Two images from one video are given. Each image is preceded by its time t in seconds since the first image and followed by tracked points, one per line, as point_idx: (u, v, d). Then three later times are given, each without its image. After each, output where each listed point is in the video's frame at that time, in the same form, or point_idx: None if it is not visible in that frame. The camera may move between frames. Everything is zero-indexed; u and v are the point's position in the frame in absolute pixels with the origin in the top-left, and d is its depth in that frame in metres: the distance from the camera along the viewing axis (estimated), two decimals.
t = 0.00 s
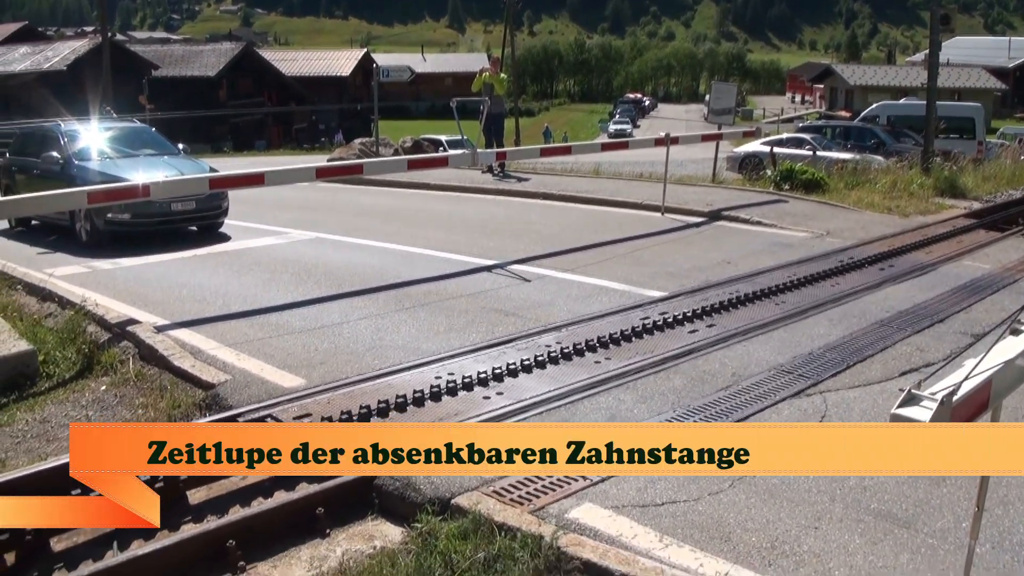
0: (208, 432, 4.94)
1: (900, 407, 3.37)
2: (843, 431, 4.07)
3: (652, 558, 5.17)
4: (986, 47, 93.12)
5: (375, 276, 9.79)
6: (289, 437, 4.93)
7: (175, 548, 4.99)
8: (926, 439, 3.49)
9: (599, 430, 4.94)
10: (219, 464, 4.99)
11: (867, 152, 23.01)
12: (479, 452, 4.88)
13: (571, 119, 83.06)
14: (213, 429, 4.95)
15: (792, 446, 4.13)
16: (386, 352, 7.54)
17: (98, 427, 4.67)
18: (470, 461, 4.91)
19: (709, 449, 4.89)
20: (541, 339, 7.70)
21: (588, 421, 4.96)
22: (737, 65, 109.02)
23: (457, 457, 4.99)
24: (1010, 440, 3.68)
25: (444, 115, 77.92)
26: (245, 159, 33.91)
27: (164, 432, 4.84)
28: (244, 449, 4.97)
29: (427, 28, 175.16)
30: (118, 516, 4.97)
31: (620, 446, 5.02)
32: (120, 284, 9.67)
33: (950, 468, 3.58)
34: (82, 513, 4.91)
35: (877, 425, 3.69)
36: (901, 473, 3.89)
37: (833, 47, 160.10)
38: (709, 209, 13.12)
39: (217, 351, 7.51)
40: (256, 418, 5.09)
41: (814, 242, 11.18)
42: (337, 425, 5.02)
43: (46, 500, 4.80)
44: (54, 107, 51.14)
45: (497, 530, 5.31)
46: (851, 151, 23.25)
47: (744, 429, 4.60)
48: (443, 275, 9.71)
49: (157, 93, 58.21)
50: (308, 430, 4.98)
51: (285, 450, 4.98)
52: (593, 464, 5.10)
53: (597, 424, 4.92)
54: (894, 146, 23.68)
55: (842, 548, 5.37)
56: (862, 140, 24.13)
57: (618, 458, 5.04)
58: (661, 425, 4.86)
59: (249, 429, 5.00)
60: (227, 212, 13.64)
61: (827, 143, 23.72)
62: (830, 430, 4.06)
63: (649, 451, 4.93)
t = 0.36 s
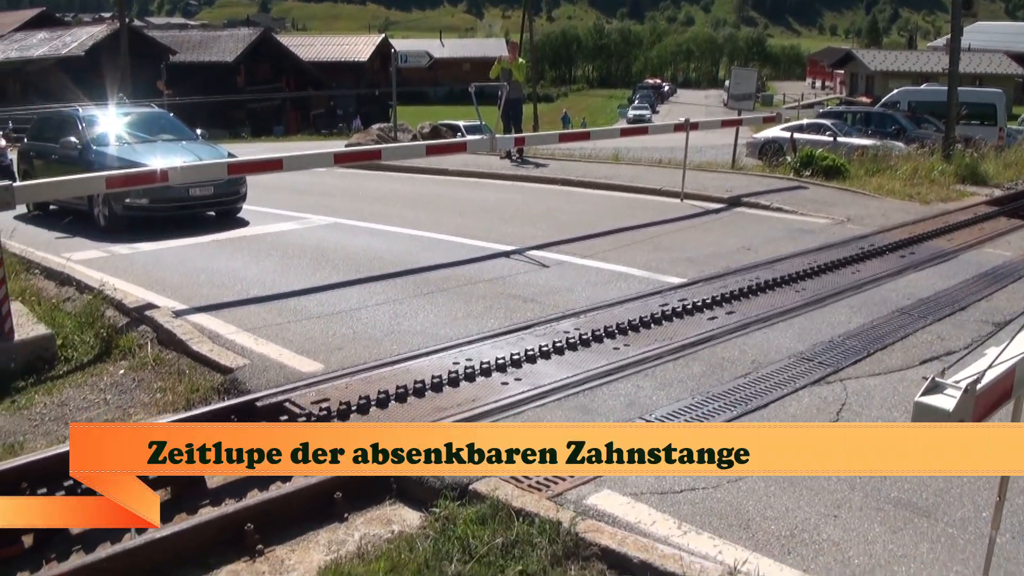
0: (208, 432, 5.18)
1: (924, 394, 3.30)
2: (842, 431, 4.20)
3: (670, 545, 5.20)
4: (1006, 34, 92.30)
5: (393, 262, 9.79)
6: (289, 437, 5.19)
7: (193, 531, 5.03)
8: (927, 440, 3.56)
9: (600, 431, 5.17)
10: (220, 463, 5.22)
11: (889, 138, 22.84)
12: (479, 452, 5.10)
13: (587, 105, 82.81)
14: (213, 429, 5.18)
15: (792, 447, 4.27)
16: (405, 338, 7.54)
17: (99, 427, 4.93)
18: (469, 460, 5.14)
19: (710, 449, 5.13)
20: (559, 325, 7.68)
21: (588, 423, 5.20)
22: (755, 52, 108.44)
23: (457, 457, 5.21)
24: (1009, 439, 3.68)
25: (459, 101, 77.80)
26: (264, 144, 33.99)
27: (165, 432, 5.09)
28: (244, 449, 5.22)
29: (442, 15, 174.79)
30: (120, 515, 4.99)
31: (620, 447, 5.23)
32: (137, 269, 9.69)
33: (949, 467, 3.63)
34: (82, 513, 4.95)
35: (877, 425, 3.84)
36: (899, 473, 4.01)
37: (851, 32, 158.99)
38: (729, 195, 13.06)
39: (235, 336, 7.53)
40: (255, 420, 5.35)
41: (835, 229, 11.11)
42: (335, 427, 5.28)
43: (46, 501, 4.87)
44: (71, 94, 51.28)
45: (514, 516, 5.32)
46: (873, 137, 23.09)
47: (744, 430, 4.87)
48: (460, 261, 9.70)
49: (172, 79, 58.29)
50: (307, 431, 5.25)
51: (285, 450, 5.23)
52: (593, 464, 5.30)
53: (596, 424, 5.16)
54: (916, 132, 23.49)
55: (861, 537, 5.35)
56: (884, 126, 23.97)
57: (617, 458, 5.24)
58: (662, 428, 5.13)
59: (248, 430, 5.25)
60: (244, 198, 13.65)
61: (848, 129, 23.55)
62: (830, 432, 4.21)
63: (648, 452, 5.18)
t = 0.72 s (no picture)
0: (208, 432, 5.39)
1: (950, 386, 3.22)
2: (840, 434, 4.97)
3: (688, 535, 5.12)
4: None
5: (411, 245, 9.71)
6: (289, 436, 5.40)
7: (205, 514, 4.98)
8: (928, 441, 3.93)
9: (600, 431, 5.63)
10: (220, 464, 5.38)
11: (915, 125, 22.57)
12: (477, 452, 5.45)
13: (606, 88, 82.34)
14: (213, 430, 5.41)
15: (792, 446, 4.98)
16: (422, 322, 7.47)
17: (99, 429, 5.27)
18: (468, 459, 5.46)
19: (710, 449, 5.69)
20: (578, 311, 7.60)
21: (589, 427, 5.74)
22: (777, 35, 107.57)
23: (457, 458, 5.49)
24: (1011, 440, 3.84)
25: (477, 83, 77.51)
26: (283, 125, 33.84)
27: (165, 433, 5.37)
28: (244, 448, 5.40)
29: None
30: (119, 516, 4.85)
31: (621, 448, 5.65)
32: (151, 250, 9.64)
33: (951, 467, 3.88)
34: (82, 513, 4.89)
35: (879, 429, 4.42)
36: (891, 474, 4.69)
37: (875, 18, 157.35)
38: (751, 181, 12.91)
39: (250, 318, 7.47)
40: (257, 423, 5.56)
41: (859, 216, 10.95)
42: (335, 430, 5.61)
43: (47, 501, 4.87)
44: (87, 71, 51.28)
45: (530, 503, 5.23)
46: (899, 124, 22.82)
47: (743, 432, 5.63)
48: (478, 245, 9.63)
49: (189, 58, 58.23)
50: (308, 431, 5.51)
51: (285, 449, 5.40)
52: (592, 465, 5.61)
53: (599, 424, 5.69)
54: (943, 118, 23.19)
55: (882, 531, 5.26)
56: (910, 112, 23.70)
57: (617, 458, 5.64)
58: (666, 428, 5.69)
59: (249, 432, 5.47)
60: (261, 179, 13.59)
61: (874, 115, 23.26)
62: (831, 434, 4.98)
63: (648, 452, 5.65)
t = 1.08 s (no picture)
0: (208, 432, 5.27)
1: (973, 379, 3.14)
2: (835, 436, 5.33)
3: (704, 528, 5.05)
4: None
5: (424, 233, 9.62)
6: (289, 436, 5.26)
7: (215, 503, 4.94)
8: (930, 443, 4.46)
9: (599, 431, 5.50)
10: (220, 464, 5.25)
11: (936, 113, 22.35)
12: (479, 452, 5.36)
13: (620, 75, 81.96)
14: (213, 429, 5.27)
15: (793, 446, 5.24)
16: (434, 311, 7.39)
17: (100, 430, 5.25)
18: (468, 459, 5.37)
19: (710, 449, 5.61)
20: (592, 300, 7.51)
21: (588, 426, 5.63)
22: (792, 22, 106.91)
23: (457, 459, 5.41)
24: (1007, 442, 4.28)
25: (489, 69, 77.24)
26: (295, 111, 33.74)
27: (165, 433, 5.26)
28: (244, 448, 5.27)
29: None
30: (119, 516, 4.71)
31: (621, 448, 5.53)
32: (161, 237, 9.57)
33: (950, 467, 4.36)
34: (82, 513, 4.77)
35: (883, 431, 4.92)
36: (891, 472, 5.18)
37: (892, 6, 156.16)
38: (769, 169, 12.79)
39: (261, 306, 7.41)
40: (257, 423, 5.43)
41: (879, 206, 10.83)
42: (334, 430, 5.45)
43: (47, 501, 4.79)
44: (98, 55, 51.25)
45: (543, 495, 5.16)
46: (920, 112, 22.61)
47: (742, 432, 5.58)
48: (493, 233, 9.54)
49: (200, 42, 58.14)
50: (308, 431, 5.37)
51: (285, 448, 5.25)
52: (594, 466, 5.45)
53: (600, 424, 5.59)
54: (965, 107, 22.95)
55: (901, 526, 5.18)
56: (931, 100, 23.50)
57: (617, 459, 5.50)
58: (665, 428, 5.62)
59: (249, 432, 5.34)
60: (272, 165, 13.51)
61: (895, 103, 23.05)
62: (831, 436, 5.34)
63: (649, 452, 5.54)
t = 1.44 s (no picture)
0: (208, 432, 5.11)
1: (1000, 370, 3.04)
2: (837, 437, 5.24)
3: (723, 521, 4.97)
4: None
5: (439, 219, 9.53)
6: (289, 436, 5.10)
7: (226, 492, 4.87)
8: (929, 442, 4.49)
9: (598, 432, 5.33)
10: (220, 464, 5.11)
11: (962, 97, 22.07)
12: (479, 452, 5.21)
13: (636, 58, 81.48)
14: (213, 429, 5.13)
15: (793, 447, 5.18)
16: (448, 299, 7.30)
17: (100, 430, 5.06)
18: (468, 460, 5.22)
19: (710, 449, 5.44)
20: (610, 288, 7.41)
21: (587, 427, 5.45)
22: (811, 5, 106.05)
23: (457, 458, 5.26)
24: (1006, 441, 4.26)
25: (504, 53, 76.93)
26: (310, 95, 33.67)
27: (165, 433, 5.10)
28: (244, 448, 5.11)
29: None
30: (118, 516, 4.59)
31: (620, 449, 5.34)
32: (172, 223, 9.51)
33: (950, 467, 4.40)
34: (82, 513, 4.64)
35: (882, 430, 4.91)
36: (893, 472, 5.09)
37: None
38: (791, 154, 12.63)
39: (273, 293, 7.33)
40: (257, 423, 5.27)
41: (902, 193, 10.67)
42: (334, 430, 5.30)
43: (48, 501, 4.70)
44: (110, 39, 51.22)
45: (560, 486, 5.08)
46: (945, 96, 22.33)
47: (743, 432, 5.45)
48: (509, 220, 9.44)
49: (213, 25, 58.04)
50: (307, 432, 5.21)
51: (285, 449, 5.08)
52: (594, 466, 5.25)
53: (602, 425, 5.42)
54: (992, 91, 22.64)
55: (924, 520, 5.08)
56: (958, 83, 23.21)
57: (617, 459, 5.30)
58: (663, 429, 5.46)
59: (249, 431, 5.18)
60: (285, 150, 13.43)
61: (919, 86, 22.78)
62: (832, 437, 5.27)
63: (649, 452, 5.36)
